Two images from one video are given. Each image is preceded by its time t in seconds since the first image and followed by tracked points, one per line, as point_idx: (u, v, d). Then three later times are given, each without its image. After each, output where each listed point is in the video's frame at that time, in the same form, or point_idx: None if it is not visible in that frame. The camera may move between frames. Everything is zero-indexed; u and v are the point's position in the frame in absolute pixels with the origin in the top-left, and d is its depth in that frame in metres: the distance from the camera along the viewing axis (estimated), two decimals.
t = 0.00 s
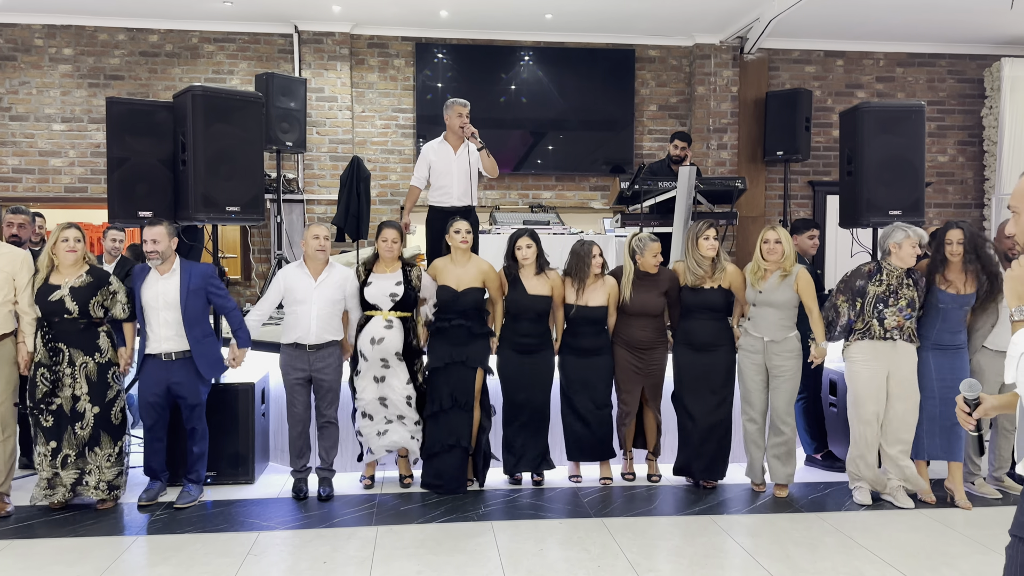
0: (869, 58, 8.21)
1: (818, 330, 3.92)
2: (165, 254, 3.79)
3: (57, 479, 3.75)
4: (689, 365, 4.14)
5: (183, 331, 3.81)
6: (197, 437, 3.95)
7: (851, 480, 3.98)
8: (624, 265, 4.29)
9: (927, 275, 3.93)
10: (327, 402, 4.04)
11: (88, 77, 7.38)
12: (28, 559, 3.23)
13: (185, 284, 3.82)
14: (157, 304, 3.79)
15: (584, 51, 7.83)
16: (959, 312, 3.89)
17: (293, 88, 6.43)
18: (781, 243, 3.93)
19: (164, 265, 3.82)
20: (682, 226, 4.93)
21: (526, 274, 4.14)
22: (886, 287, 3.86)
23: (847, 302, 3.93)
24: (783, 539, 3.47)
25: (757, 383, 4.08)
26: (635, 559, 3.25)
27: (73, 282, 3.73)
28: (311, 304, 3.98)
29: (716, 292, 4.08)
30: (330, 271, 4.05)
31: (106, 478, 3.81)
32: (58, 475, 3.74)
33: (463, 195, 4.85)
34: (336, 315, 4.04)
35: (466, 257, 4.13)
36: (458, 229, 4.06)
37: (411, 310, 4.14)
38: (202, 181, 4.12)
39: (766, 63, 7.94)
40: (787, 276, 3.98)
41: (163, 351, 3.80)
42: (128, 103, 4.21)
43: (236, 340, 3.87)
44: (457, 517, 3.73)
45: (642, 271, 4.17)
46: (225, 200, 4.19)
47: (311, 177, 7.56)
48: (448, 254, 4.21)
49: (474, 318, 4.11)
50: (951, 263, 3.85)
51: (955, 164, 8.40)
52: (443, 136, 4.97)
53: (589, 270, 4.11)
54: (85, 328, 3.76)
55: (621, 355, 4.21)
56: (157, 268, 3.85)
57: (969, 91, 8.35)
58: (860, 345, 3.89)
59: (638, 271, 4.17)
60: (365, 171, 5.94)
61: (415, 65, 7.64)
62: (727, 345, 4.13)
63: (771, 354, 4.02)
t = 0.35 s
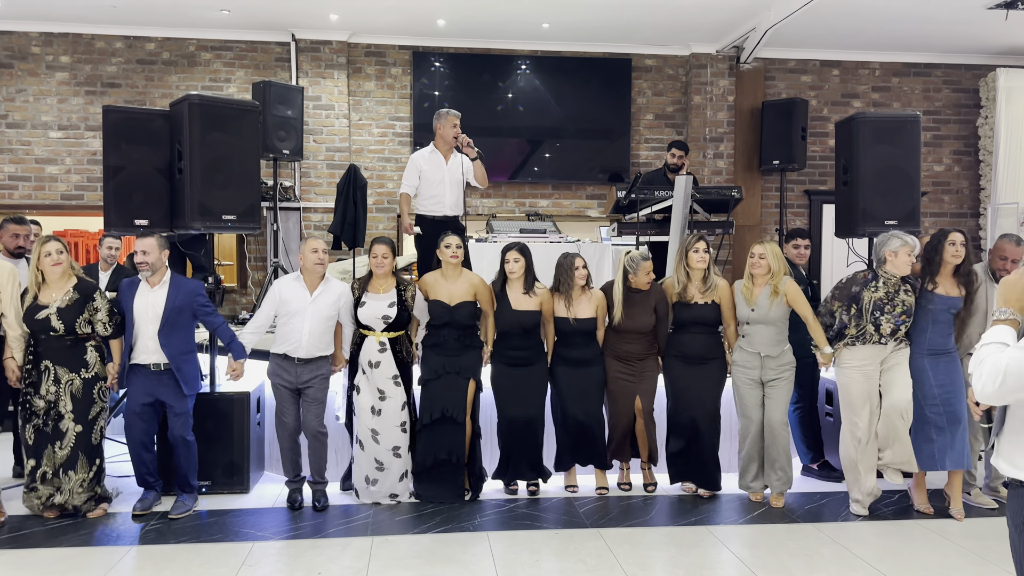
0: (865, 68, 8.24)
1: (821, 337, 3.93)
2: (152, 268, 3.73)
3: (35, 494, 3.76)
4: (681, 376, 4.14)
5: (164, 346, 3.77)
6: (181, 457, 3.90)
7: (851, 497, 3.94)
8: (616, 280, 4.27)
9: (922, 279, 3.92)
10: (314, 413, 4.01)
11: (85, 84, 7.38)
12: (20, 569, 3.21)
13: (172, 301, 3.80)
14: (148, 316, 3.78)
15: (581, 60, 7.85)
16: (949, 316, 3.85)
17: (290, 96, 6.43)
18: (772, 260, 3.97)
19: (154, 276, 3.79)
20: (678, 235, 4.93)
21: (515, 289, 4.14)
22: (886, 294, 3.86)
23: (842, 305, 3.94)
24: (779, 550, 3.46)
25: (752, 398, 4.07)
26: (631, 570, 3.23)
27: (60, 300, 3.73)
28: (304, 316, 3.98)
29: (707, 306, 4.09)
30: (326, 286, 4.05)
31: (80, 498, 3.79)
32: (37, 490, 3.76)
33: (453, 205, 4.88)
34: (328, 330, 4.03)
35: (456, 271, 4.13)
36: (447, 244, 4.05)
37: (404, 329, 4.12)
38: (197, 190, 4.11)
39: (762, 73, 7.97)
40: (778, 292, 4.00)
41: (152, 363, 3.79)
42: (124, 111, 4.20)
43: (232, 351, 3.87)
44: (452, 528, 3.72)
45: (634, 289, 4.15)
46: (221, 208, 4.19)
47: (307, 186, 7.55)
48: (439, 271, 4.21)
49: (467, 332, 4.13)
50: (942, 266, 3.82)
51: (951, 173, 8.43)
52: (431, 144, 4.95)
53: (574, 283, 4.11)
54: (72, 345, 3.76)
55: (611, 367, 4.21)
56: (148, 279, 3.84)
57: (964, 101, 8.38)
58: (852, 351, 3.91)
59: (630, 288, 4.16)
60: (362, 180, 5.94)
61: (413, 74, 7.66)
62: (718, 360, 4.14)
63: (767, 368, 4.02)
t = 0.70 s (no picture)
0: (851, 72, 8.29)
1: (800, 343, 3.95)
2: (145, 271, 3.74)
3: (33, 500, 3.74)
4: (668, 379, 4.14)
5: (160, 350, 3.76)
6: (173, 458, 3.88)
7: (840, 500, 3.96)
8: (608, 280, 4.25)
9: (912, 285, 3.94)
10: (307, 412, 4.02)
11: (70, 87, 7.33)
12: None
13: (160, 304, 3.78)
14: (134, 321, 3.76)
15: (569, 63, 7.86)
16: (940, 320, 3.90)
17: (277, 99, 6.40)
18: (757, 263, 3.96)
19: (142, 280, 3.77)
20: (666, 238, 4.94)
21: (503, 288, 4.13)
22: (873, 298, 3.85)
23: (829, 309, 3.93)
24: (767, 552, 3.47)
25: (739, 400, 4.07)
26: (619, 573, 3.23)
27: (47, 303, 3.69)
28: (292, 319, 3.95)
29: (692, 308, 4.08)
30: (313, 285, 4.02)
31: (80, 498, 3.80)
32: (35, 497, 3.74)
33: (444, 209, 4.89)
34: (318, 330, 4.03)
35: (444, 273, 4.13)
36: (434, 245, 4.05)
37: (389, 327, 4.11)
38: (184, 193, 4.09)
39: (749, 76, 8.01)
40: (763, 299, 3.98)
41: (139, 367, 3.77)
42: (109, 115, 4.16)
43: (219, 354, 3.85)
44: (441, 532, 3.70)
45: (625, 289, 4.14)
46: (207, 212, 4.17)
47: (295, 188, 7.52)
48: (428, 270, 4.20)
49: (454, 334, 4.12)
50: (931, 271, 3.87)
51: (936, 176, 8.49)
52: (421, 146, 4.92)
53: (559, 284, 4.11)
54: (61, 349, 3.73)
55: (601, 368, 4.21)
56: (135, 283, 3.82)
57: (950, 105, 8.45)
58: (838, 353, 3.91)
59: (621, 289, 4.14)
60: (350, 183, 5.92)
61: (401, 76, 7.65)
62: (706, 360, 4.15)
63: (751, 371, 4.01)
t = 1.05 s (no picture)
0: (836, 63, 8.33)
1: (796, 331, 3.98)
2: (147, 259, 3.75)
3: (20, 498, 3.66)
4: (661, 369, 4.16)
5: (157, 339, 3.75)
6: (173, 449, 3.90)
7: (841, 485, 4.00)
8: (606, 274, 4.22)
9: (902, 267, 3.96)
10: (297, 403, 4.03)
11: (52, 79, 7.25)
12: None
13: (163, 289, 3.79)
14: (137, 308, 3.76)
15: (555, 55, 7.85)
16: (931, 305, 3.89)
17: (262, 90, 6.37)
18: (751, 251, 3.99)
19: (144, 270, 3.78)
20: (653, 230, 4.95)
21: (495, 277, 4.12)
22: (865, 279, 3.87)
23: (820, 295, 3.96)
24: (754, 540, 3.50)
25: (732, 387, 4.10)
26: (607, 562, 3.25)
27: (48, 295, 3.66)
28: (283, 309, 3.95)
29: (688, 298, 4.09)
30: (302, 276, 4.02)
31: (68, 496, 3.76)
32: (21, 493, 3.66)
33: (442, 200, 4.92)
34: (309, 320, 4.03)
35: (436, 263, 4.13)
36: (429, 235, 4.04)
37: (381, 310, 4.11)
38: (168, 185, 4.06)
39: (735, 68, 8.03)
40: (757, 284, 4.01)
41: (142, 356, 3.77)
42: (92, 106, 4.12)
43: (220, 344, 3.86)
44: (430, 523, 3.71)
45: (623, 288, 4.14)
46: (192, 204, 4.14)
47: (281, 181, 7.48)
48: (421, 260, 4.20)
49: (445, 323, 4.11)
50: (926, 257, 3.87)
51: (921, 167, 8.54)
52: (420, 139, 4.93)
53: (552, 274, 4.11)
54: (60, 341, 3.71)
55: (594, 358, 4.23)
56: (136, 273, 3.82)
57: (934, 96, 8.50)
58: (832, 338, 3.93)
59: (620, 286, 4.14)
60: (336, 174, 5.90)
61: (387, 68, 7.61)
62: (699, 352, 4.17)
63: (748, 359, 4.06)
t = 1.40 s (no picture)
0: (831, 54, 8.32)
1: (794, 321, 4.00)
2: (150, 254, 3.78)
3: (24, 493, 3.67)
4: (658, 359, 4.17)
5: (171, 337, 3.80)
6: (174, 443, 3.89)
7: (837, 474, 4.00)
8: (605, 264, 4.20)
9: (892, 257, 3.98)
10: (298, 398, 4.05)
11: (44, 71, 7.22)
12: None
13: (167, 291, 3.79)
14: (140, 308, 3.77)
15: (550, 45, 7.83)
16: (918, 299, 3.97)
17: (255, 82, 6.34)
18: (734, 243, 3.99)
19: (145, 267, 3.78)
20: (648, 221, 4.94)
21: (495, 270, 4.14)
22: (855, 268, 3.88)
23: (813, 283, 3.95)
24: (749, 529, 3.52)
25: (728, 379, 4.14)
26: (603, 551, 3.27)
27: (42, 289, 3.66)
28: (281, 301, 3.96)
29: (688, 288, 4.11)
30: (299, 270, 4.02)
31: (76, 487, 3.80)
32: (25, 489, 3.67)
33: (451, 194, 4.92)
34: (308, 313, 4.04)
35: (434, 254, 4.13)
36: (427, 226, 4.06)
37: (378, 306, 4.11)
38: (162, 176, 4.05)
39: (730, 59, 8.02)
40: (751, 275, 4.01)
41: (145, 351, 3.78)
42: (85, 98, 4.11)
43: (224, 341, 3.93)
44: (427, 514, 3.72)
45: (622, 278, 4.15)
46: (186, 196, 4.13)
47: (275, 173, 7.46)
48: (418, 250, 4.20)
49: (442, 314, 4.12)
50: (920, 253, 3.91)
51: (915, 157, 8.55)
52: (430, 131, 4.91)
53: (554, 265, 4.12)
54: (55, 335, 3.70)
55: (589, 348, 4.23)
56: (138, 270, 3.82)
57: (928, 86, 8.51)
58: (818, 324, 3.95)
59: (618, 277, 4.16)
60: (331, 166, 5.88)
61: (381, 59, 7.59)
62: (697, 342, 4.19)
63: (742, 350, 4.07)
